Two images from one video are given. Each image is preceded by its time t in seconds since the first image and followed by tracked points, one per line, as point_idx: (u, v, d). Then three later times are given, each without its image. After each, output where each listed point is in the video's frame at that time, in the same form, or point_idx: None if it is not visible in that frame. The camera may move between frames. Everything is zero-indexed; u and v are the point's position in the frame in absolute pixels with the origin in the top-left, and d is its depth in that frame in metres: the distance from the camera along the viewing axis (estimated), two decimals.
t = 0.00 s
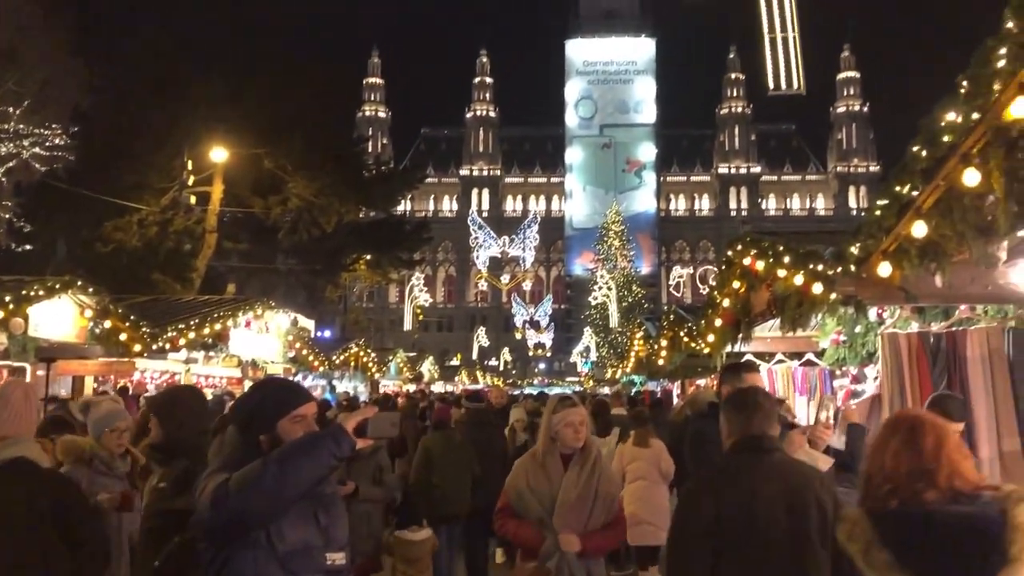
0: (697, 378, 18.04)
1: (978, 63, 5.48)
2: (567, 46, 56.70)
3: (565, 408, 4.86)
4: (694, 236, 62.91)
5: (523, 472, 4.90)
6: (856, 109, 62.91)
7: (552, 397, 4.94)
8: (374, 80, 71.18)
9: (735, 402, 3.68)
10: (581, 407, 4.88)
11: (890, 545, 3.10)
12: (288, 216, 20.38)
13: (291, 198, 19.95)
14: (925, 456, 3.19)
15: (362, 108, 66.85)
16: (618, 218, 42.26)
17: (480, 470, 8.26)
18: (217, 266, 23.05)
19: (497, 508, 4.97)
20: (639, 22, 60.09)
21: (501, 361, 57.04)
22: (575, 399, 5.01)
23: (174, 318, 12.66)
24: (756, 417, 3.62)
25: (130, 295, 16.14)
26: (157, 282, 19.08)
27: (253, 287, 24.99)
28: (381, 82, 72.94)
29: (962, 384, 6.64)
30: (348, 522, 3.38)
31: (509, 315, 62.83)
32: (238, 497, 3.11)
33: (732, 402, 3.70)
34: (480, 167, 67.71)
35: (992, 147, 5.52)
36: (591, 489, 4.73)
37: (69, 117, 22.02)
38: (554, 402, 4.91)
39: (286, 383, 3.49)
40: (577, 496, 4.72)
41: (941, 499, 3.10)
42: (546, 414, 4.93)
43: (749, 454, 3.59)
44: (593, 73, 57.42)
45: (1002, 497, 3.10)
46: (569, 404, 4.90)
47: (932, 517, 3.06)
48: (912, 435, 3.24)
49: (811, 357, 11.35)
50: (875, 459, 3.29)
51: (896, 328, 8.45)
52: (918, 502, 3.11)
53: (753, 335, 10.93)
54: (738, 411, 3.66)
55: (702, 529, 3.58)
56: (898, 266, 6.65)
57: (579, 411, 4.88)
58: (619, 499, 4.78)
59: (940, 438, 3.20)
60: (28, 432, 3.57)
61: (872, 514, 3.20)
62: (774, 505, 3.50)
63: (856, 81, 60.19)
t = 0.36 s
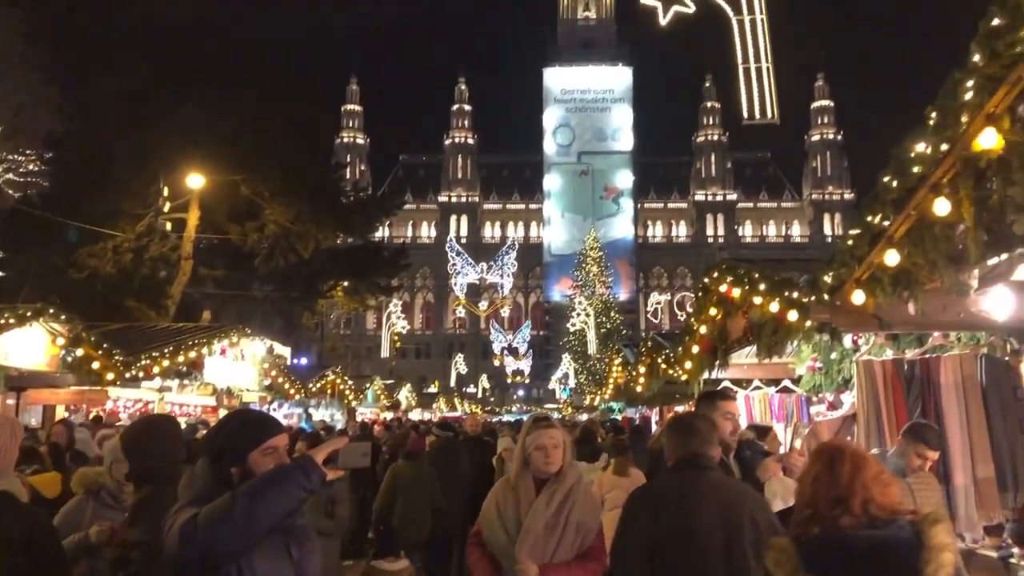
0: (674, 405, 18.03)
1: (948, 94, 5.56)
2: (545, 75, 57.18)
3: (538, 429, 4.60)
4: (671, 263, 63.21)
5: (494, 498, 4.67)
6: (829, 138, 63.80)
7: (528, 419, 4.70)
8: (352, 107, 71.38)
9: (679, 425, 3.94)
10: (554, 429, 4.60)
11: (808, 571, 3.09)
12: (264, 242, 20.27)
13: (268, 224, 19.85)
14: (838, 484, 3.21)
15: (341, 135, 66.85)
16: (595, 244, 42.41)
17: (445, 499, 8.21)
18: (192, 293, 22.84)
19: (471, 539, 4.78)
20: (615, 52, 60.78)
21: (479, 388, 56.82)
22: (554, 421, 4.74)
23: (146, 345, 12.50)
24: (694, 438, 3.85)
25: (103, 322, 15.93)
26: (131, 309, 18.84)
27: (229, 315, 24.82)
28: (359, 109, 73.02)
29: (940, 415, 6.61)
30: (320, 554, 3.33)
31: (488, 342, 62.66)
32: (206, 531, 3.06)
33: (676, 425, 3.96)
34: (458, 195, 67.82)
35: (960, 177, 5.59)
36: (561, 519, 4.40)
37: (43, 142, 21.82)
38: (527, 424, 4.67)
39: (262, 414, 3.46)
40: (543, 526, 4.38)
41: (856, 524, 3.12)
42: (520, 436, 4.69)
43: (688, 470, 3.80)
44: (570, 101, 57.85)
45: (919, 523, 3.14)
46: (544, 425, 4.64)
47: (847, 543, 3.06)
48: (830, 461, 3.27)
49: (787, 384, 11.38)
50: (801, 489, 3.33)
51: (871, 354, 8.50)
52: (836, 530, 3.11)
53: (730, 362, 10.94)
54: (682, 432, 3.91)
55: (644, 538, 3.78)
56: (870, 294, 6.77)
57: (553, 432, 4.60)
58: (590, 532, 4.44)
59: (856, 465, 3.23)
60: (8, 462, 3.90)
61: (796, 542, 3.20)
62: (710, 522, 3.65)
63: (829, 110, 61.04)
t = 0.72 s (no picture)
0: (653, 430, 18.09)
1: (919, 124, 5.67)
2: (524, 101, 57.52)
3: (486, 468, 4.53)
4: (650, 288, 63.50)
5: (443, 541, 4.59)
6: (806, 165, 64.58)
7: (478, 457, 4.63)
8: (332, 132, 71.42)
9: (617, 454, 3.91)
10: (501, 465, 4.51)
11: None
12: (243, 266, 20.19)
13: (246, 249, 19.78)
14: (779, 510, 3.63)
15: (320, 160, 66.81)
16: (575, 269, 42.57)
17: (421, 526, 8.16)
18: (168, 318, 22.66)
19: None
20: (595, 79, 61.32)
21: (459, 414, 56.59)
22: (505, 457, 4.65)
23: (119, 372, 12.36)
24: (630, 465, 3.86)
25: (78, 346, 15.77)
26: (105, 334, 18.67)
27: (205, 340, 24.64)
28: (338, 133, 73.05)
29: (917, 441, 6.65)
30: None
31: (467, 367, 62.47)
32: (179, 560, 3.02)
33: (613, 454, 3.93)
34: (438, 219, 67.85)
35: (933, 205, 5.67)
36: (511, 560, 4.31)
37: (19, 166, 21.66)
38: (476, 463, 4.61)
39: (235, 442, 3.42)
40: (493, 569, 4.29)
41: (803, 546, 3.56)
42: (471, 475, 4.62)
43: (619, 502, 3.79)
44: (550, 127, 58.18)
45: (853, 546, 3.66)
46: (491, 463, 4.56)
47: (795, 563, 3.50)
48: (768, 490, 3.68)
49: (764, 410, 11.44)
50: (744, 513, 3.74)
51: (847, 380, 8.58)
52: (783, 550, 3.55)
53: (707, 387, 10.99)
54: (621, 461, 3.89)
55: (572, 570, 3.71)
56: (844, 320, 6.84)
57: (500, 469, 4.52)
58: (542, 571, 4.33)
59: (794, 493, 3.65)
60: None
61: (744, 561, 3.61)
62: (634, 559, 3.62)
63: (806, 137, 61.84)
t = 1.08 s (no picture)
0: (641, 448, 18.07)
1: (902, 142, 5.70)
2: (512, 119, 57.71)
3: (431, 483, 4.20)
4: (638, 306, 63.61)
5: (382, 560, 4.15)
6: (792, 183, 65.06)
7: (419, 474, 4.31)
8: (319, 149, 71.41)
9: (583, 477, 4.19)
10: (447, 480, 4.20)
11: None
12: (229, 284, 20.10)
13: (231, 266, 19.69)
14: (730, 522, 3.41)
15: (308, 177, 66.76)
16: (563, 287, 42.61)
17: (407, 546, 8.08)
18: (153, 336, 22.52)
19: None
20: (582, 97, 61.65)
21: (446, 432, 56.42)
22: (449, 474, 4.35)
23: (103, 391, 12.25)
24: (599, 488, 4.12)
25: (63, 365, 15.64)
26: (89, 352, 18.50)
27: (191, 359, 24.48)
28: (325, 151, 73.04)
29: (904, 460, 6.66)
30: None
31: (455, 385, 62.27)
32: None
33: (581, 477, 4.20)
34: (426, 237, 67.85)
35: (917, 225, 5.70)
36: None
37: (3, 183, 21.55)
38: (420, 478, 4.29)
39: (221, 462, 3.40)
40: None
41: (748, 560, 3.30)
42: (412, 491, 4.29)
43: (592, 521, 4.03)
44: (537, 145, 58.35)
45: (800, 562, 3.37)
46: (437, 479, 4.24)
47: None
48: (720, 502, 3.47)
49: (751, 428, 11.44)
50: (697, 531, 3.51)
51: (833, 399, 8.59)
52: (730, 563, 3.31)
53: (694, 405, 10.98)
54: (587, 484, 4.16)
55: None
56: (830, 338, 6.87)
57: (446, 486, 4.21)
58: None
59: (744, 506, 3.43)
60: None
61: None
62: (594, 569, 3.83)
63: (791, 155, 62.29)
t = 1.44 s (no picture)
0: (635, 464, 18.08)
1: (893, 159, 5.77)
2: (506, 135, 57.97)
3: (411, 504, 4.02)
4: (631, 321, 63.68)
5: None
6: (784, 199, 65.49)
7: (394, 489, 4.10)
8: (312, 166, 71.43)
9: (575, 488, 4.15)
10: (429, 502, 4.04)
11: None
12: (222, 300, 20.06)
13: (225, 282, 19.64)
14: (679, 537, 3.36)
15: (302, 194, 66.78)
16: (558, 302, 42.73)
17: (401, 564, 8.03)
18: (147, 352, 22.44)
19: None
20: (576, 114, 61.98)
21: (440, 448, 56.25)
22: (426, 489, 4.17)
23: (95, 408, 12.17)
24: (594, 498, 4.12)
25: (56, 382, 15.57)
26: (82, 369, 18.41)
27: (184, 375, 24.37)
28: (319, 167, 73.12)
29: (897, 474, 6.67)
30: None
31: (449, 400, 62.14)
32: None
33: (575, 487, 4.18)
34: (420, 253, 67.87)
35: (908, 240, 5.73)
36: None
37: None
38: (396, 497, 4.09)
39: (214, 480, 3.39)
40: None
41: None
42: (386, 509, 4.10)
43: (584, 530, 4.06)
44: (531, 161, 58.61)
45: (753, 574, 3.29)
46: (416, 498, 4.06)
47: None
48: (671, 518, 3.42)
49: (745, 443, 11.44)
50: (647, 546, 3.46)
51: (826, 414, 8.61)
52: None
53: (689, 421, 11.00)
54: (578, 495, 4.13)
55: None
56: (823, 353, 6.91)
57: (427, 506, 4.05)
58: None
59: (693, 522, 3.37)
60: None
61: None
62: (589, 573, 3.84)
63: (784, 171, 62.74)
